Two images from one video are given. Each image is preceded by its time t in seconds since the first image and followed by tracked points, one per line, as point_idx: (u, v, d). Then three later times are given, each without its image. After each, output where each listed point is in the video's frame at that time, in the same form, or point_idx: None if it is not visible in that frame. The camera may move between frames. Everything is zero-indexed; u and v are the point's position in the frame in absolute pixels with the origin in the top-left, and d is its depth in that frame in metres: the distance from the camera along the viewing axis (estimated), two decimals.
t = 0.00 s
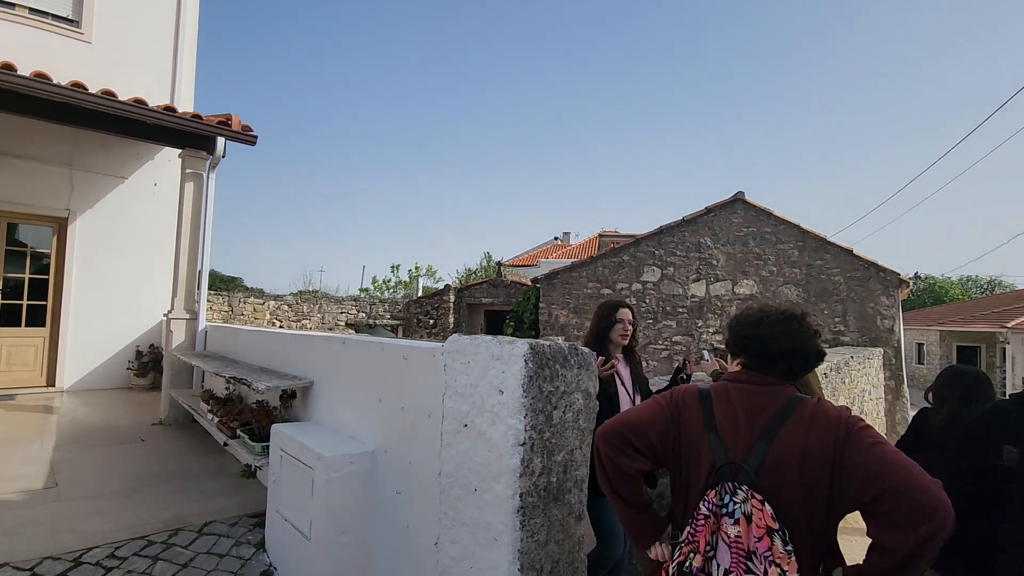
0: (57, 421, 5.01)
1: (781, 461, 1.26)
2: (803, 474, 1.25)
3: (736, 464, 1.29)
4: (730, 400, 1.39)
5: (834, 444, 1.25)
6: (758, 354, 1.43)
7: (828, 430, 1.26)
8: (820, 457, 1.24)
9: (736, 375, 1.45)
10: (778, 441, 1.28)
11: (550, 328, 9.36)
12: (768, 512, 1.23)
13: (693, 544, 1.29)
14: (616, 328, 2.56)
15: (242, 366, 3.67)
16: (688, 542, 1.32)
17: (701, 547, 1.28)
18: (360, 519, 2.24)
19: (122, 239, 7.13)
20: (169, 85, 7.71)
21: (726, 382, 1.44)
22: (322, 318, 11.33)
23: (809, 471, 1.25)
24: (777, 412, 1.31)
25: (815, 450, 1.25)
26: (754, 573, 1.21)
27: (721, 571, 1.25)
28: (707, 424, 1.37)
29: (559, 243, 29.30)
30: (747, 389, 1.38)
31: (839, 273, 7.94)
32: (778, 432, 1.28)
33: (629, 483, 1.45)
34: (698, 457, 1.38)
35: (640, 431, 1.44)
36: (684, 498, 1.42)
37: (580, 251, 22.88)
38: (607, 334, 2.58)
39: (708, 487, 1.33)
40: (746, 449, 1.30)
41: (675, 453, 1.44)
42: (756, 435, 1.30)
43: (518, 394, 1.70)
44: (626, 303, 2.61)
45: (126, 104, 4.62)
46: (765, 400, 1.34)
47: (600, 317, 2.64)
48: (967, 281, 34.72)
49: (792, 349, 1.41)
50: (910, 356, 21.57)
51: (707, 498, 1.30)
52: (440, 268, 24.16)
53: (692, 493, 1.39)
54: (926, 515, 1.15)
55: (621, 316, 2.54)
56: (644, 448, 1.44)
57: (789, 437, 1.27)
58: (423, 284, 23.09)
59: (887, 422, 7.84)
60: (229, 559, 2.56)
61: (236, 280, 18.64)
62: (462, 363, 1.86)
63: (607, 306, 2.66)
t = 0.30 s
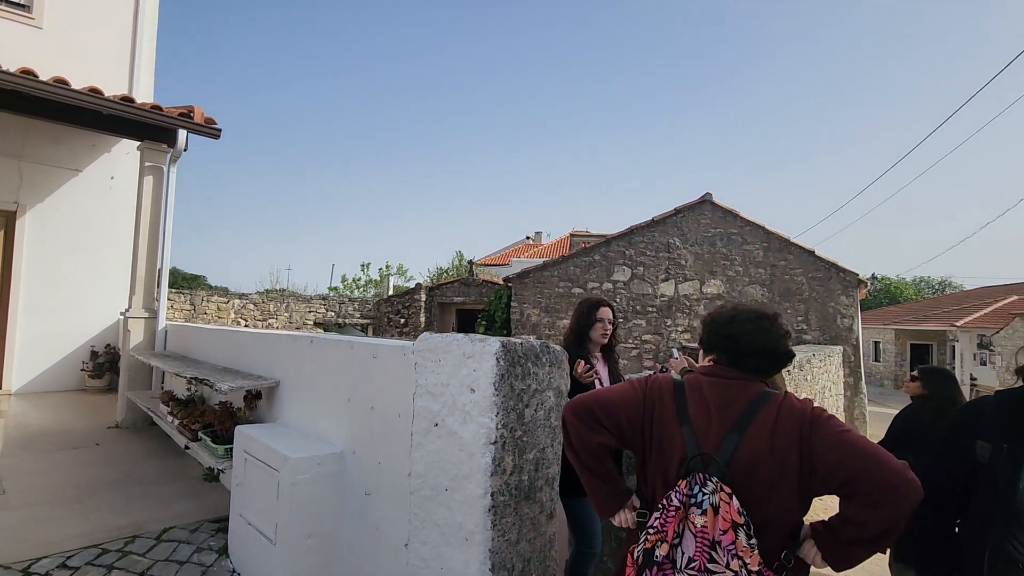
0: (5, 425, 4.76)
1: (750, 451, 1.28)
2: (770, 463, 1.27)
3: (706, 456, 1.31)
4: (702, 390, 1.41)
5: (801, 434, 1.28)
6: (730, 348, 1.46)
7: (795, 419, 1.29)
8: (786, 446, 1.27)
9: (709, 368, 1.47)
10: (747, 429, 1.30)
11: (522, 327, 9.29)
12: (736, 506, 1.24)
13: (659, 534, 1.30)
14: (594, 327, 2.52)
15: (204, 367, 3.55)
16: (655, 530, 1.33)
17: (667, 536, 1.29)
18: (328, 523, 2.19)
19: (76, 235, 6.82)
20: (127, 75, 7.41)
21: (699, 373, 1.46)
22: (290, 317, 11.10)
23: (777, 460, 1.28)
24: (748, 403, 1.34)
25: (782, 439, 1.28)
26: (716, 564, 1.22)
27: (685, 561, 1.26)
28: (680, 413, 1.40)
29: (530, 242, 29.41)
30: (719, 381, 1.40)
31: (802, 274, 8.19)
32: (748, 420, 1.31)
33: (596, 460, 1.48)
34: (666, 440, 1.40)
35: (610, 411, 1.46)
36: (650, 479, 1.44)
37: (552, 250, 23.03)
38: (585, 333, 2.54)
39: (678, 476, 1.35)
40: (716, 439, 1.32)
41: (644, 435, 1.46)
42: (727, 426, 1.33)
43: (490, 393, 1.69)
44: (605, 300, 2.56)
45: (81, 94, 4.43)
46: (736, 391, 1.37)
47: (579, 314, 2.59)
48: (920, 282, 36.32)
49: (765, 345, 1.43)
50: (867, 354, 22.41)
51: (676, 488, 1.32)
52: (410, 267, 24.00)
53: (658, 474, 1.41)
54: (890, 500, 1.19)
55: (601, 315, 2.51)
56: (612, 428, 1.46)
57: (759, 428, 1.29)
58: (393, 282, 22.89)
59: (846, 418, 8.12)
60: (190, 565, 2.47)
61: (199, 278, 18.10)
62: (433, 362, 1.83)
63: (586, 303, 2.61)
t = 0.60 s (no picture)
0: None
1: (723, 450, 1.32)
2: (742, 463, 1.32)
3: (681, 456, 1.34)
4: (673, 392, 1.44)
5: (771, 434, 1.32)
6: (701, 348, 1.49)
7: (764, 420, 1.34)
8: (756, 446, 1.32)
9: (680, 370, 1.50)
10: (719, 430, 1.34)
11: (500, 326, 9.26)
12: (713, 502, 1.28)
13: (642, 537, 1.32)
14: (573, 326, 2.54)
15: (175, 367, 3.46)
16: (638, 536, 1.35)
17: (649, 540, 1.31)
18: (304, 524, 2.17)
19: (38, 231, 6.58)
20: (93, 67, 7.18)
21: (670, 375, 1.49)
22: (264, 317, 10.90)
23: (748, 460, 1.32)
24: (720, 403, 1.37)
25: (753, 440, 1.32)
26: (699, 562, 1.24)
27: (668, 563, 1.27)
28: (655, 415, 1.42)
29: (508, 241, 29.45)
30: (690, 383, 1.43)
31: (773, 274, 8.38)
32: (720, 422, 1.35)
33: (573, 473, 1.52)
34: (641, 444, 1.43)
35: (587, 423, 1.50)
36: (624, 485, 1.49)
37: (530, 250, 23.10)
38: (565, 332, 2.56)
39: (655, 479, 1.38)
40: (689, 440, 1.36)
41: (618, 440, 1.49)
42: (700, 428, 1.36)
43: (468, 391, 1.69)
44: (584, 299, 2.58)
45: (46, 85, 4.27)
46: (707, 392, 1.40)
47: (558, 313, 2.60)
48: (886, 282, 37.47)
49: (733, 344, 1.47)
50: (835, 352, 23.03)
51: (654, 492, 1.34)
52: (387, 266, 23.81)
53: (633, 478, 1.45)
54: (829, 531, 1.30)
55: (580, 314, 2.53)
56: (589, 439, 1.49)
57: (730, 428, 1.33)
58: (370, 282, 22.69)
59: (816, 415, 8.35)
60: (160, 570, 2.42)
61: (168, 276, 17.64)
62: (410, 361, 1.83)
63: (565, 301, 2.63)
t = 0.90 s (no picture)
0: None
1: (711, 449, 1.34)
2: (730, 462, 1.34)
3: (671, 456, 1.36)
4: (663, 392, 1.45)
5: (759, 433, 1.35)
6: (690, 347, 1.51)
7: (753, 419, 1.36)
8: (745, 446, 1.34)
9: (670, 370, 1.52)
10: (708, 429, 1.36)
11: (484, 326, 9.25)
12: (703, 501, 1.29)
13: (632, 536, 1.32)
14: (558, 327, 2.55)
15: (152, 368, 3.39)
16: (628, 534, 1.35)
17: (640, 538, 1.31)
18: (286, 528, 2.15)
19: (10, 228, 6.39)
20: (67, 60, 7.00)
21: (659, 376, 1.51)
22: (244, 317, 10.76)
23: (735, 459, 1.34)
24: (709, 402, 1.39)
25: (741, 440, 1.34)
26: (688, 560, 1.26)
27: (658, 561, 1.28)
28: (646, 418, 1.43)
29: (493, 241, 29.47)
30: (679, 383, 1.45)
31: (754, 274, 8.51)
32: (709, 421, 1.36)
33: (567, 477, 1.55)
34: (633, 447, 1.44)
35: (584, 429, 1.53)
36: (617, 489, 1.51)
37: (514, 249, 23.15)
38: (550, 333, 2.56)
39: (644, 479, 1.40)
40: (678, 440, 1.37)
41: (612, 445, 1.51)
42: (690, 427, 1.37)
43: (455, 390, 1.69)
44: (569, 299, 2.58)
45: (18, 79, 4.15)
46: (697, 392, 1.42)
47: (543, 313, 2.60)
48: (863, 283, 38.27)
49: (721, 342, 1.49)
50: (814, 351, 23.46)
51: (646, 490, 1.34)
52: (370, 265, 23.66)
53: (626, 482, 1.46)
54: (809, 527, 1.34)
55: (566, 315, 2.53)
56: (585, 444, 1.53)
57: (719, 427, 1.35)
58: (353, 281, 22.55)
59: (795, 413, 8.50)
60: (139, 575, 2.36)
61: (146, 275, 17.31)
62: (397, 361, 1.83)
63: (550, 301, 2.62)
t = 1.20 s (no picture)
0: None
1: (703, 446, 1.36)
2: (723, 459, 1.36)
3: (662, 453, 1.37)
4: (654, 390, 1.47)
5: (749, 429, 1.37)
6: (680, 346, 1.53)
7: (743, 416, 1.38)
8: (736, 442, 1.36)
9: (660, 369, 1.53)
10: (700, 426, 1.38)
11: (473, 326, 9.23)
12: (693, 494, 1.31)
13: (624, 530, 1.34)
14: (551, 330, 2.55)
15: (138, 369, 3.35)
16: (620, 528, 1.36)
17: (631, 531, 1.32)
18: (276, 529, 2.13)
19: None
20: (49, 56, 6.86)
21: (650, 375, 1.53)
22: (230, 317, 10.64)
23: (726, 455, 1.36)
24: (700, 400, 1.41)
25: (733, 437, 1.36)
26: (679, 552, 1.26)
27: (649, 554, 1.28)
28: (637, 415, 1.45)
29: (481, 241, 29.45)
30: (671, 382, 1.47)
31: (740, 274, 8.61)
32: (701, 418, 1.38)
33: (560, 476, 1.56)
34: (625, 446, 1.46)
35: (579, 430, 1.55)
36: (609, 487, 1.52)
37: (502, 249, 23.15)
38: (542, 336, 2.56)
39: (636, 476, 1.41)
40: (670, 437, 1.39)
41: (605, 444, 1.53)
42: (681, 425, 1.39)
43: (447, 390, 1.69)
44: (561, 302, 2.57)
45: None
46: (688, 390, 1.44)
47: (535, 316, 2.59)
48: (846, 283, 38.86)
49: (710, 341, 1.51)
50: (798, 351, 23.77)
51: (638, 485, 1.36)
52: (358, 265, 23.54)
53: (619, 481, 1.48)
54: (800, 521, 1.36)
55: (559, 320, 2.53)
56: (579, 444, 1.54)
57: (711, 424, 1.37)
58: (340, 281, 22.42)
59: (780, 411, 8.61)
60: None
61: (128, 275, 17.05)
62: (388, 361, 1.82)
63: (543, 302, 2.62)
